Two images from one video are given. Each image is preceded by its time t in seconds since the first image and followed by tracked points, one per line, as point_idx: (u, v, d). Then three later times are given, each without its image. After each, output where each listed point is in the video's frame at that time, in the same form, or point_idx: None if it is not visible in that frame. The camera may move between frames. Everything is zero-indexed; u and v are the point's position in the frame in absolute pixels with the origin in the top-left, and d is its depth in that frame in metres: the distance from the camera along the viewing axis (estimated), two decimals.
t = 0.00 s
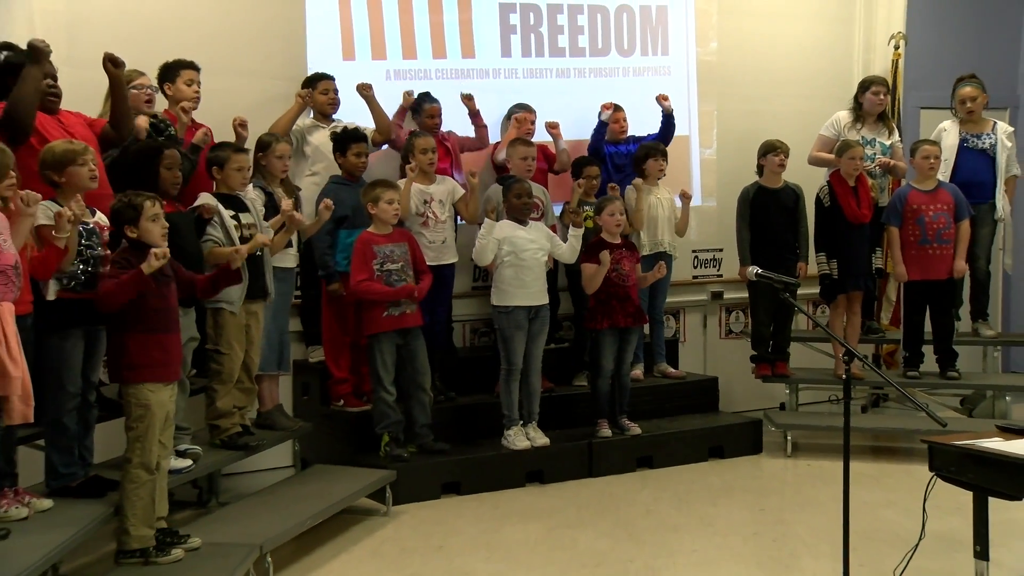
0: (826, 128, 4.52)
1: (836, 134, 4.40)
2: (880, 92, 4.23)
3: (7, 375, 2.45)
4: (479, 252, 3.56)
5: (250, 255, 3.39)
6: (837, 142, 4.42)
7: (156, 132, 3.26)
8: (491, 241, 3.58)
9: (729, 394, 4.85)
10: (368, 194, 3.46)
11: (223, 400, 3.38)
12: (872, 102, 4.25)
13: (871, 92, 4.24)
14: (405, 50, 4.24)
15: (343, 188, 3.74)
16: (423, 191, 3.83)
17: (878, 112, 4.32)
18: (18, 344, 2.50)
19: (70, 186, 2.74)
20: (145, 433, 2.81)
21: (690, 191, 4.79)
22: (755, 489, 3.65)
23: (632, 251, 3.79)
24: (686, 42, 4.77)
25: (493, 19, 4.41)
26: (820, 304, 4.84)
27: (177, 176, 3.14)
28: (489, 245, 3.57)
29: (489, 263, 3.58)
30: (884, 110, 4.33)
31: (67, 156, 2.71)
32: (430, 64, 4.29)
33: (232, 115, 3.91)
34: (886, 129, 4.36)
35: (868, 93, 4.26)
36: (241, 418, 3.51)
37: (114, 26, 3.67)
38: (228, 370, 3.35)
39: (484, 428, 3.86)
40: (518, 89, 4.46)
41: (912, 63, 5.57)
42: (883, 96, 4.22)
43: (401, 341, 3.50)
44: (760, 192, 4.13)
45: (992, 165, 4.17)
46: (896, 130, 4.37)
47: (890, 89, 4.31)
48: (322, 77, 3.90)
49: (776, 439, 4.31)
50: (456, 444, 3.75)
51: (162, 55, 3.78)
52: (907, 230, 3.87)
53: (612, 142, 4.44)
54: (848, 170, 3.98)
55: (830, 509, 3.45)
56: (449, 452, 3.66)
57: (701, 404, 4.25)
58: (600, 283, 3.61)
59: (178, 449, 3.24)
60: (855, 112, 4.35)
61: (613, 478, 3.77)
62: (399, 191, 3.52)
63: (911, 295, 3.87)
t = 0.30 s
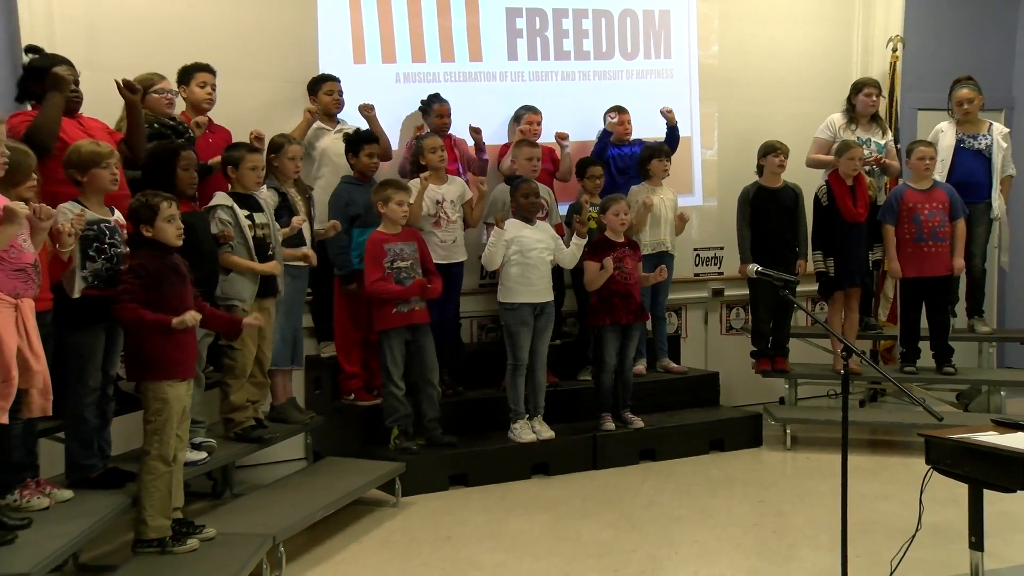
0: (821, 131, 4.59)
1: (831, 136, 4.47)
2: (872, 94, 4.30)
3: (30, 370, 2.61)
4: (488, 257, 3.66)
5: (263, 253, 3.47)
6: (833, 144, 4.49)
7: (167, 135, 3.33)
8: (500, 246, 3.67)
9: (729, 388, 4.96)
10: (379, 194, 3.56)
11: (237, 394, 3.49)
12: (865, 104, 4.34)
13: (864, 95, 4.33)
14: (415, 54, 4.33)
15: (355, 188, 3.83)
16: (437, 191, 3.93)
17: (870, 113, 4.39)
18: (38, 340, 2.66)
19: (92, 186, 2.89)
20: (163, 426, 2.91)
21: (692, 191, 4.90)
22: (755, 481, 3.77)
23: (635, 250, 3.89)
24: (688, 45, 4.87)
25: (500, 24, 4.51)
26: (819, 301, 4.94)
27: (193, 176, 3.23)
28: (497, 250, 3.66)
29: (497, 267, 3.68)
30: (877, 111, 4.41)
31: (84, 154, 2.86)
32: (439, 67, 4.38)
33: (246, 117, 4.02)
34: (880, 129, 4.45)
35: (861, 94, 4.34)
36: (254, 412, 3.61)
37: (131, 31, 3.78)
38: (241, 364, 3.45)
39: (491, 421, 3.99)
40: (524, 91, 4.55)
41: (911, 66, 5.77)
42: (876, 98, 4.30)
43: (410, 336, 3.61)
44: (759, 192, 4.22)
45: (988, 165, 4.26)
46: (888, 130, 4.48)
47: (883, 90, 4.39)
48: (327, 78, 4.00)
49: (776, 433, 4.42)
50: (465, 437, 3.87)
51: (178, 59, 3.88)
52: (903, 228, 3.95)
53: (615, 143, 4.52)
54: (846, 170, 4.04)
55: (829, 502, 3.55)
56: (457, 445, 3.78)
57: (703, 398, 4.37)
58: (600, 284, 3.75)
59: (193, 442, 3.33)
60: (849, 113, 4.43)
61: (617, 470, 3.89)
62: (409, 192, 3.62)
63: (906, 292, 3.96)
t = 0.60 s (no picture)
0: (813, 132, 4.67)
1: (823, 137, 4.55)
2: (861, 95, 4.44)
3: (43, 363, 2.68)
4: (492, 257, 3.75)
5: (271, 253, 3.56)
6: (825, 144, 4.57)
7: (177, 136, 3.42)
8: (503, 247, 3.76)
9: (727, 381, 5.09)
10: (386, 193, 3.65)
11: (247, 387, 3.59)
12: (854, 105, 4.47)
13: (852, 96, 4.45)
14: (420, 56, 4.43)
15: (363, 187, 3.94)
16: (446, 190, 4.03)
17: (859, 114, 4.51)
18: (52, 335, 2.74)
19: (106, 184, 3.00)
20: (176, 419, 3.01)
21: (690, 190, 5.00)
22: (751, 473, 3.88)
23: (633, 247, 4.01)
24: (686, 47, 4.97)
25: (503, 27, 4.61)
26: (813, 297, 5.04)
27: (204, 176, 3.33)
28: (501, 250, 3.76)
29: (500, 267, 3.77)
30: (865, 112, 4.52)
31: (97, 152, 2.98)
32: (443, 69, 4.48)
33: (255, 118, 4.11)
34: (869, 129, 4.57)
35: (850, 95, 4.47)
36: (263, 405, 3.71)
37: (144, 34, 3.88)
38: (251, 359, 3.54)
39: (495, 413, 4.12)
40: (527, 93, 4.65)
41: (903, 68, 5.89)
42: (864, 99, 4.43)
43: (415, 331, 3.70)
44: (756, 192, 4.30)
45: (979, 165, 4.36)
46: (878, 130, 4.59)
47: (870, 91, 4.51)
48: (338, 81, 4.07)
49: (772, 426, 4.54)
50: (470, 429, 4.01)
51: (190, 61, 3.98)
52: (895, 227, 4.05)
53: (614, 143, 4.62)
54: (840, 170, 4.16)
55: (822, 493, 3.65)
56: (460, 437, 3.90)
57: (700, 392, 4.51)
58: (599, 283, 3.85)
59: (204, 434, 3.43)
60: (839, 115, 4.54)
61: (616, 461, 4.01)
62: (415, 192, 3.72)
63: (899, 288, 4.05)
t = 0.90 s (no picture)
0: (804, 132, 4.79)
1: (814, 136, 4.67)
2: (849, 95, 4.53)
3: (59, 356, 2.77)
4: (496, 254, 3.86)
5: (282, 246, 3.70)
6: (816, 143, 4.68)
7: (190, 135, 3.48)
8: (508, 243, 3.86)
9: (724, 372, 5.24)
10: (392, 190, 3.74)
11: (256, 380, 3.67)
12: (843, 105, 4.56)
13: (841, 96, 4.55)
14: (424, 56, 4.52)
15: (370, 184, 4.04)
16: (451, 187, 4.12)
17: (849, 113, 4.62)
18: (66, 328, 2.82)
19: (116, 182, 3.08)
20: (187, 411, 3.09)
21: (688, 187, 5.12)
22: (746, 462, 4.00)
23: (633, 243, 4.11)
24: (684, 48, 5.08)
25: (505, 28, 4.70)
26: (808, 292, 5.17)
27: (214, 173, 3.42)
28: (505, 247, 3.86)
29: (504, 264, 3.88)
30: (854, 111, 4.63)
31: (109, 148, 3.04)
32: (448, 69, 4.57)
33: (265, 117, 4.21)
34: (858, 127, 4.68)
35: (838, 96, 4.56)
36: (272, 396, 3.80)
37: (156, 35, 3.97)
38: (261, 352, 3.62)
39: (498, 405, 4.24)
40: (528, 93, 4.75)
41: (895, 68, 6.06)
42: (853, 99, 4.53)
43: (421, 325, 3.81)
44: (752, 188, 4.40)
45: (969, 163, 4.47)
46: (866, 129, 4.70)
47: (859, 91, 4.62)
48: (352, 84, 4.16)
49: (768, 418, 4.68)
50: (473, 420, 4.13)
51: (200, 62, 4.07)
52: (888, 223, 4.14)
53: (614, 141, 4.71)
54: (836, 167, 4.26)
55: (816, 483, 3.76)
56: (463, 428, 4.02)
57: (696, 384, 4.64)
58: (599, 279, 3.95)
59: (215, 426, 3.53)
60: (829, 114, 4.65)
61: (615, 451, 4.13)
62: (420, 189, 3.81)
63: (891, 283, 4.15)
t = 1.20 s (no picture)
0: (794, 133, 4.92)
1: (805, 138, 4.81)
2: (839, 97, 4.68)
3: (76, 349, 2.88)
4: (500, 253, 3.97)
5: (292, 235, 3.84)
6: (807, 144, 4.82)
7: (198, 135, 3.57)
8: (512, 242, 3.97)
9: (721, 366, 5.38)
10: (398, 190, 3.85)
11: (267, 374, 3.79)
12: (833, 106, 4.71)
13: (831, 98, 4.69)
14: (430, 59, 4.63)
15: (377, 183, 4.15)
16: (457, 187, 4.23)
17: (838, 114, 4.76)
18: (80, 322, 2.93)
19: (125, 183, 3.18)
20: (199, 403, 3.20)
21: (686, 186, 5.25)
22: (743, 454, 4.12)
23: (632, 240, 4.24)
24: (683, 51, 5.21)
25: (509, 31, 4.81)
26: (803, 288, 5.32)
27: (222, 173, 3.50)
28: (509, 246, 3.97)
29: (508, 262, 3.99)
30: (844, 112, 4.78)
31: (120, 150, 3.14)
32: (452, 71, 4.67)
33: (275, 119, 4.32)
34: (847, 129, 4.84)
35: (829, 98, 4.70)
36: (282, 390, 3.91)
37: (171, 39, 4.08)
38: (272, 347, 3.75)
39: (502, 398, 4.36)
40: (531, 95, 4.87)
41: (888, 70, 6.21)
42: (842, 101, 4.68)
43: (425, 321, 3.92)
44: (749, 188, 4.50)
45: (960, 163, 4.60)
46: (855, 129, 4.85)
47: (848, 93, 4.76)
48: (365, 87, 4.29)
49: (764, 411, 4.82)
50: (476, 414, 4.25)
51: (213, 65, 4.18)
52: (881, 221, 4.24)
53: (614, 141, 4.82)
54: (831, 166, 4.36)
55: (810, 474, 3.88)
56: (468, 421, 4.14)
57: (694, 377, 4.76)
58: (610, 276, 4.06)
59: (226, 418, 3.65)
60: (819, 116, 4.79)
61: (615, 443, 4.26)
62: (426, 189, 3.92)
63: (884, 280, 4.26)
